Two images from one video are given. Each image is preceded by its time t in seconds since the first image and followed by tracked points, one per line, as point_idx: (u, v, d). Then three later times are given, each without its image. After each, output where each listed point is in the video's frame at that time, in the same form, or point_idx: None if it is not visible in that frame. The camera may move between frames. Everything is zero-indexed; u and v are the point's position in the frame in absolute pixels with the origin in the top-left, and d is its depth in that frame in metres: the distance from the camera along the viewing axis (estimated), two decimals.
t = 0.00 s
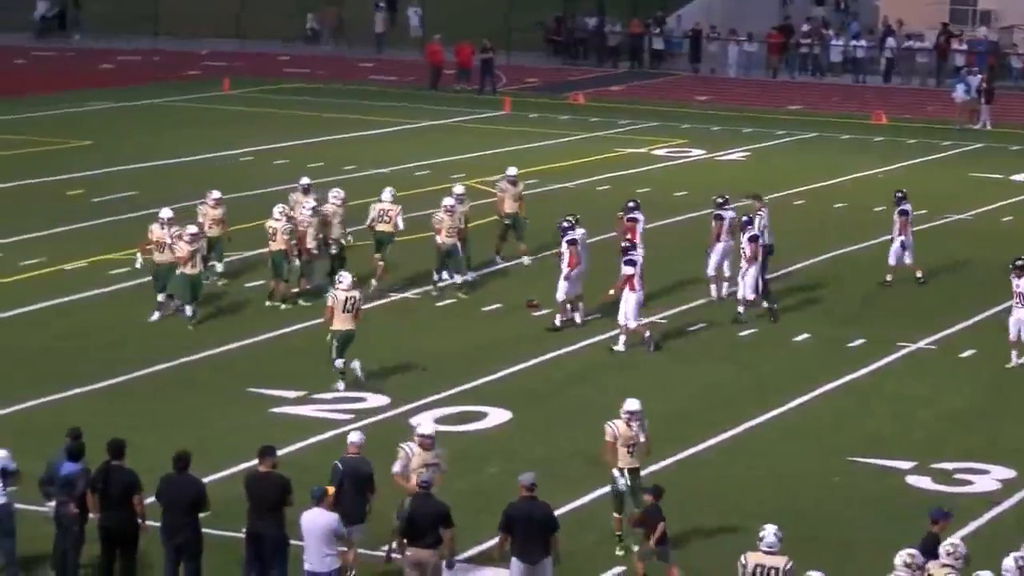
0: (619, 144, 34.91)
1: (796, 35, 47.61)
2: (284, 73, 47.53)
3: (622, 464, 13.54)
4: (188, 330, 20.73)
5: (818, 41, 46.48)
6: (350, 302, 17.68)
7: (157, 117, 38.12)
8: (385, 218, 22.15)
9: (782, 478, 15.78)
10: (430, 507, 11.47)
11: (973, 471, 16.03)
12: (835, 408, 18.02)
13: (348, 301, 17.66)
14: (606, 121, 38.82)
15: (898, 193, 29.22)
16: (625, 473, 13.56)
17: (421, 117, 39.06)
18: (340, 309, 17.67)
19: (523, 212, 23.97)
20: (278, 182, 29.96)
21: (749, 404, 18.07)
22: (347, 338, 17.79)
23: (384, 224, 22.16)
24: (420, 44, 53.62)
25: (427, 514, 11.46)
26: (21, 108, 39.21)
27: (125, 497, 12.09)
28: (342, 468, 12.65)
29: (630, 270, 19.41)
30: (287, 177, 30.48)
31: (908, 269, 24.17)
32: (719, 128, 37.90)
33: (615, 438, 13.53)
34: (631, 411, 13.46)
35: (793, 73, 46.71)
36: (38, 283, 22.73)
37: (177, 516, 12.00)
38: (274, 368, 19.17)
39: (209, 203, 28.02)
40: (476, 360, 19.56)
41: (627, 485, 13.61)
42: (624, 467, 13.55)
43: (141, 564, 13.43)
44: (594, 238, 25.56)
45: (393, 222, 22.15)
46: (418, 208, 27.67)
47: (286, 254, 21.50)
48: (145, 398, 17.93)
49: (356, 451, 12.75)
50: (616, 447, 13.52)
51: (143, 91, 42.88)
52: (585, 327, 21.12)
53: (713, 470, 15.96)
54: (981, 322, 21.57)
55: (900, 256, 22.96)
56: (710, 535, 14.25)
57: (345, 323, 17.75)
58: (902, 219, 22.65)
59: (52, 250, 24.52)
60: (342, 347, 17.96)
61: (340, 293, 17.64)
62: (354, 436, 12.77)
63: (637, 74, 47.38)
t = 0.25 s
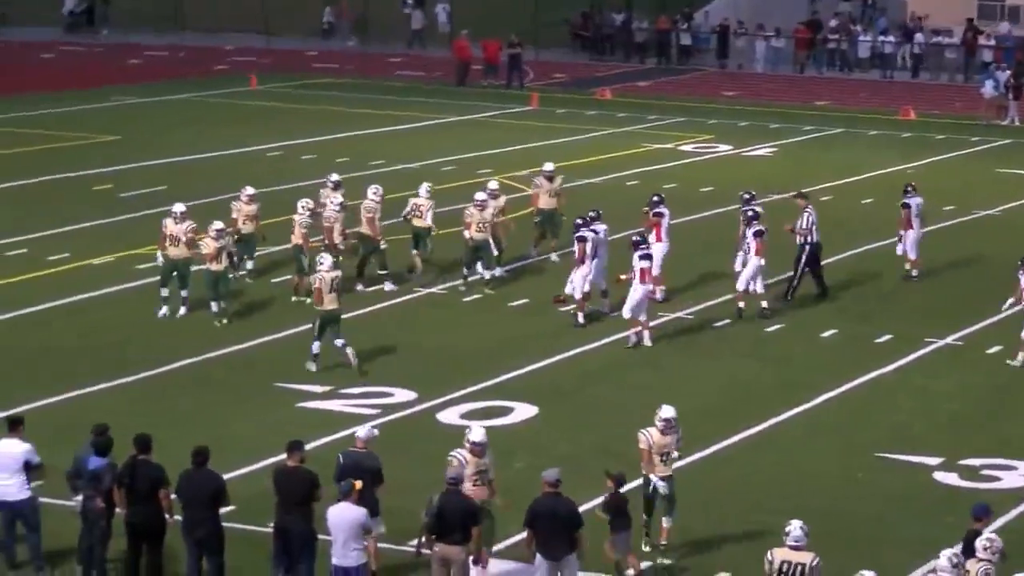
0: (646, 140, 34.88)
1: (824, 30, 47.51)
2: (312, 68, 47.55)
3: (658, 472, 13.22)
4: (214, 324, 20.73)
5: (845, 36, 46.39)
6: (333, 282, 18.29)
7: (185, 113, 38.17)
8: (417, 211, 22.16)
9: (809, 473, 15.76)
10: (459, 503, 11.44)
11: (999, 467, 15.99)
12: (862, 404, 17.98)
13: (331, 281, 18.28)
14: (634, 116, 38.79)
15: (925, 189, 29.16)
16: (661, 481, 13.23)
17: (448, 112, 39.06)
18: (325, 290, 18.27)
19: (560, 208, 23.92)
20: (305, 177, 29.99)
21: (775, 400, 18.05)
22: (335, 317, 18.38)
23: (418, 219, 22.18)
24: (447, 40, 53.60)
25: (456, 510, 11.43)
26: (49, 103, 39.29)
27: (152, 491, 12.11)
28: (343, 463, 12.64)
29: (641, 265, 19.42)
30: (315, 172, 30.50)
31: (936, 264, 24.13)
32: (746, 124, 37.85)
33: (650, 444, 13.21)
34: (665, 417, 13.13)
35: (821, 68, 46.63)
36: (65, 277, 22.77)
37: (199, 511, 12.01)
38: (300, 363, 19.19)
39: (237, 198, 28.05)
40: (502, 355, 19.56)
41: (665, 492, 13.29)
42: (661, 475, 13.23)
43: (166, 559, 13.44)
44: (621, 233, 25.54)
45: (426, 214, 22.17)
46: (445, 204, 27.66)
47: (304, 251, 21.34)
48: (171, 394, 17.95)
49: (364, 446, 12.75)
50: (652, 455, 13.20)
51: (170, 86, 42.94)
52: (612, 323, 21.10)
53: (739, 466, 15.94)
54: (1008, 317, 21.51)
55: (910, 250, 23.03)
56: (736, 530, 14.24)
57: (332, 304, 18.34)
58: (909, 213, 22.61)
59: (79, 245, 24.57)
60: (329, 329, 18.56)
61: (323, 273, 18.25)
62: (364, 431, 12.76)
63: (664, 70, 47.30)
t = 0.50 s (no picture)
0: (658, 134, 34.86)
1: (836, 24, 47.46)
2: (324, 62, 47.59)
3: (672, 468, 13.00)
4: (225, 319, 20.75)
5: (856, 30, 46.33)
6: (310, 269, 18.67)
7: (198, 107, 38.20)
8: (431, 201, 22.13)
9: (820, 467, 15.76)
10: (474, 500, 11.46)
11: (1011, 461, 15.98)
12: (874, 398, 17.96)
13: (308, 267, 18.66)
14: (646, 110, 38.79)
15: (937, 184, 29.14)
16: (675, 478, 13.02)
17: (460, 107, 39.06)
18: (300, 276, 18.67)
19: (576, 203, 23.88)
20: (318, 171, 30.01)
21: (787, 394, 18.04)
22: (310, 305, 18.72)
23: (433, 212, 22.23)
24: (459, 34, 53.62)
25: (473, 506, 11.45)
26: (62, 97, 39.35)
27: (163, 485, 12.12)
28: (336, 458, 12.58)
29: (637, 260, 19.45)
30: (327, 166, 30.53)
31: (948, 258, 24.10)
32: (758, 118, 37.83)
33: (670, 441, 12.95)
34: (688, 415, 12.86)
35: (832, 62, 46.57)
36: (77, 271, 22.81)
37: (207, 506, 12.02)
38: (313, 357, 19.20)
39: (249, 193, 28.08)
40: (513, 349, 19.57)
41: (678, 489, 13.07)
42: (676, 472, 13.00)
43: (178, 553, 13.45)
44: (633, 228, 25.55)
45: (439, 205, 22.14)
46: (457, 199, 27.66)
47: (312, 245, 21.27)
48: (183, 388, 17.97)
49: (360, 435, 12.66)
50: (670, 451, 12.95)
51: (183, 80, 43.00)
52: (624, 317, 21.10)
53: (749, 460, 15.94)
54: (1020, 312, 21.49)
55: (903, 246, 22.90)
56: (746, 525, 14.25)
57: (307, 291, 18.71)
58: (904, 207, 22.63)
59: (92, 239, 24.61)
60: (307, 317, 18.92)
61: (299, 259, 18.65)
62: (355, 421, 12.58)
63: (676, 64, 47.30)
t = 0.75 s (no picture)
0: (666, 127, 34.86)
1: (844, 17, 47.42)
2: (332, 56, 47.59)
3: (690, 471, 12.78)
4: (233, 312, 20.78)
5: (864, 23, 46.27)
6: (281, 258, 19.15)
7: (206, 100, 38.24)
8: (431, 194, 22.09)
9: (827, 460, 15.77)
10: (484, 495, 11.43)
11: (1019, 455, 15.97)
12: (882, 391, 17.97)
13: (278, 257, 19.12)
14: (654, 103, 38.78)
15: (948, 177, 29.12)
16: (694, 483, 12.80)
17: (468, 100, 39.06)
18: (272, 265, 19.14)
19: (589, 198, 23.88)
20: (325, 164, 30.02)
21: (795, 387, 18.05)
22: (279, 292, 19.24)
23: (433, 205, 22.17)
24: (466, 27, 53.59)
25: (482, 502, 11.43)
26: (70, 90, 39.36)
27: (170, 477, 12.12)
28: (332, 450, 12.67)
29: (631, 255, 19.38)
30: (335, 159, 30.55)
31: (959, 251, 24.08)
32: (766, 112, 37.80)
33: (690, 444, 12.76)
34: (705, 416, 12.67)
35: (840, 55, 46.51)
36: (85, 264, 22.84)
37: (215, 498, 12.03)
38: (320, 350, 19.22)
39: (257, 186, 28.10)
40: (521, 342, 19.59)
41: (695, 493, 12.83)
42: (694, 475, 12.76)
43: (186, 546, 13.48)
44: (641, 221, 25.54)
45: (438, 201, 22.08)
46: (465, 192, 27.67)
47: (320, 240, 21.28)
48: (191, 380, 18.01)
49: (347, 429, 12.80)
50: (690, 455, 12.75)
51: (190, 73, 43.00)
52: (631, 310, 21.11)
53: (759, 454, 15.94)
54: None
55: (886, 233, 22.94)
56: (755, 518, 14.27)
57: (277, 280, 19.19)
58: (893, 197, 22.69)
59: (100, 232, 24.64)
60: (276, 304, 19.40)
61: (271, 247, 19.11)
62: (343, 415, 12.73)
63: (684, 57, 47.26)
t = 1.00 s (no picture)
0: (675, 121, 34.86)
1: (854, 11, 47.40)
2: (340, 49, 47.58)
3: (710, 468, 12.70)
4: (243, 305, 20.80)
5: (873, 17, 46.24)
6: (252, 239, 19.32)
7: (215, 93, 38.27)
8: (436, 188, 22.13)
9: (835, 455, 15.78)
10: (491, 488, 11.42)
11: None
12: (890, 385, 17.98)
13: (250, 238, 19.30)
14: (663, 97, 38.78)
15: (957, 170, 29.11)
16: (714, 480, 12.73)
17: (476, 93, 39.07)
18: (245, 247, 19.33)
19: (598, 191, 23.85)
20: (334, 157, 30.03)
21: (804, 381, 18.06)
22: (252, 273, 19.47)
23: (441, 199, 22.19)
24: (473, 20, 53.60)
25: (489, 494, 11.43)
26: (79, 83, 39.37)
27: (180, 469, 12.14)
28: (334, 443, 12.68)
29: (625, 250, 19.28)
30: (343, 152, 30.56)
31: (968, 245, 24.07)
32: (775, 105, 37.79)
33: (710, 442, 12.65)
34: (725, 413, 12.56)
35: (849, 49, 46.47)
36: (94, 257, 22.87)
37: (225, 491, 12.05)
38: (329, 344, 19.24)
39: (265, 179, 28.11)
40: (529, 336, 19.60)
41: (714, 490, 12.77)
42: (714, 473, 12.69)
43: (196, 539, 13.50)
44: (650, 215, 25.55)
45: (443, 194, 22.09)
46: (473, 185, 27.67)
47: (329, 235, 21.27)
48: (200, 374, 18.03)
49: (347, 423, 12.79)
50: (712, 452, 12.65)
51: (198, 66, 43.00)
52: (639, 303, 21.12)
53: (768, 449, 15.94)
54: None
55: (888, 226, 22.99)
56: (763, 511, 14.27)
57: (251, 262, 19.42)
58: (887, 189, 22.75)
59: (108, 225, 24.66)
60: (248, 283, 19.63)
61: (242, 230, 19.27)
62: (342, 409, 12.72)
63: (693, 50, 47.23)
